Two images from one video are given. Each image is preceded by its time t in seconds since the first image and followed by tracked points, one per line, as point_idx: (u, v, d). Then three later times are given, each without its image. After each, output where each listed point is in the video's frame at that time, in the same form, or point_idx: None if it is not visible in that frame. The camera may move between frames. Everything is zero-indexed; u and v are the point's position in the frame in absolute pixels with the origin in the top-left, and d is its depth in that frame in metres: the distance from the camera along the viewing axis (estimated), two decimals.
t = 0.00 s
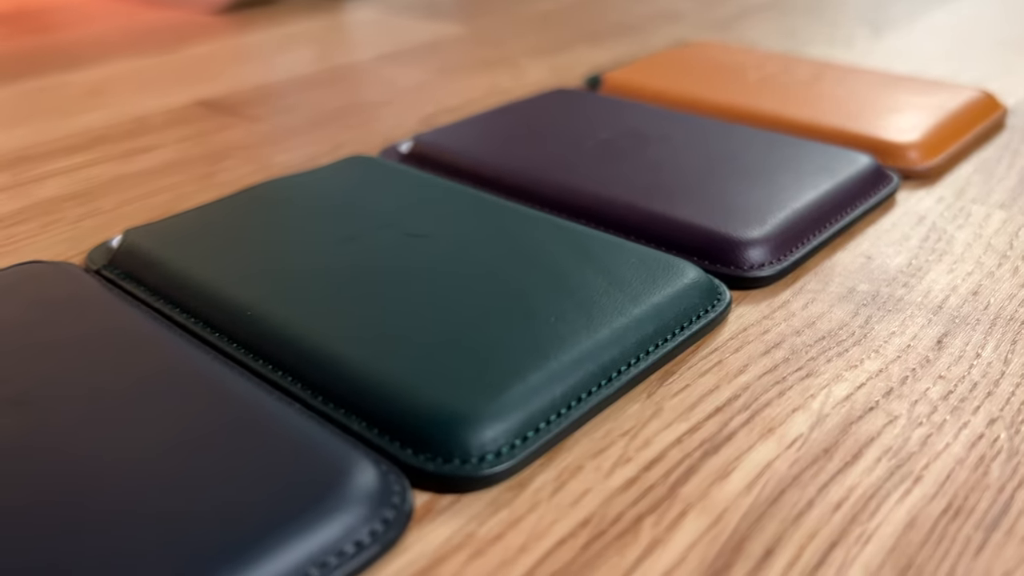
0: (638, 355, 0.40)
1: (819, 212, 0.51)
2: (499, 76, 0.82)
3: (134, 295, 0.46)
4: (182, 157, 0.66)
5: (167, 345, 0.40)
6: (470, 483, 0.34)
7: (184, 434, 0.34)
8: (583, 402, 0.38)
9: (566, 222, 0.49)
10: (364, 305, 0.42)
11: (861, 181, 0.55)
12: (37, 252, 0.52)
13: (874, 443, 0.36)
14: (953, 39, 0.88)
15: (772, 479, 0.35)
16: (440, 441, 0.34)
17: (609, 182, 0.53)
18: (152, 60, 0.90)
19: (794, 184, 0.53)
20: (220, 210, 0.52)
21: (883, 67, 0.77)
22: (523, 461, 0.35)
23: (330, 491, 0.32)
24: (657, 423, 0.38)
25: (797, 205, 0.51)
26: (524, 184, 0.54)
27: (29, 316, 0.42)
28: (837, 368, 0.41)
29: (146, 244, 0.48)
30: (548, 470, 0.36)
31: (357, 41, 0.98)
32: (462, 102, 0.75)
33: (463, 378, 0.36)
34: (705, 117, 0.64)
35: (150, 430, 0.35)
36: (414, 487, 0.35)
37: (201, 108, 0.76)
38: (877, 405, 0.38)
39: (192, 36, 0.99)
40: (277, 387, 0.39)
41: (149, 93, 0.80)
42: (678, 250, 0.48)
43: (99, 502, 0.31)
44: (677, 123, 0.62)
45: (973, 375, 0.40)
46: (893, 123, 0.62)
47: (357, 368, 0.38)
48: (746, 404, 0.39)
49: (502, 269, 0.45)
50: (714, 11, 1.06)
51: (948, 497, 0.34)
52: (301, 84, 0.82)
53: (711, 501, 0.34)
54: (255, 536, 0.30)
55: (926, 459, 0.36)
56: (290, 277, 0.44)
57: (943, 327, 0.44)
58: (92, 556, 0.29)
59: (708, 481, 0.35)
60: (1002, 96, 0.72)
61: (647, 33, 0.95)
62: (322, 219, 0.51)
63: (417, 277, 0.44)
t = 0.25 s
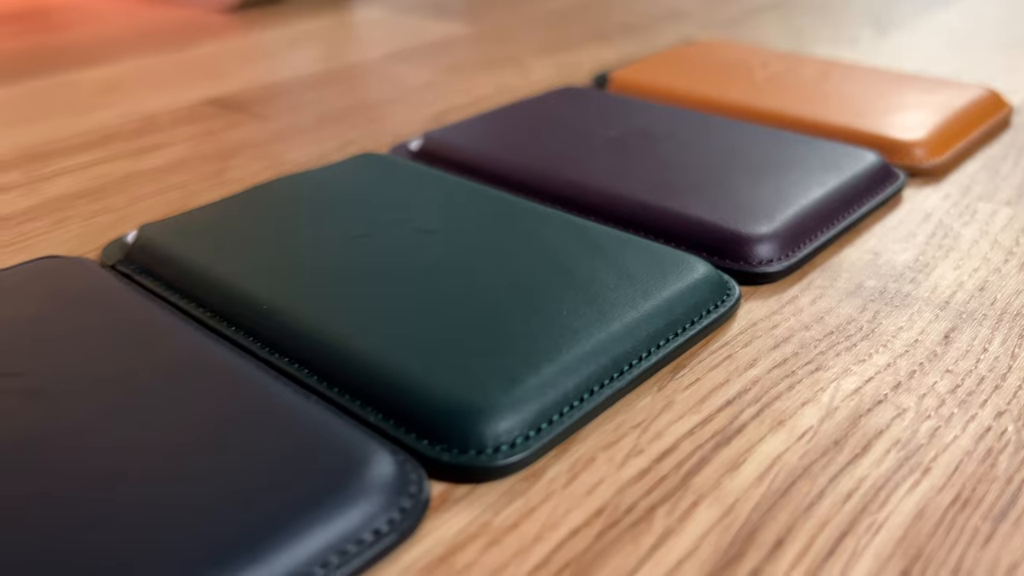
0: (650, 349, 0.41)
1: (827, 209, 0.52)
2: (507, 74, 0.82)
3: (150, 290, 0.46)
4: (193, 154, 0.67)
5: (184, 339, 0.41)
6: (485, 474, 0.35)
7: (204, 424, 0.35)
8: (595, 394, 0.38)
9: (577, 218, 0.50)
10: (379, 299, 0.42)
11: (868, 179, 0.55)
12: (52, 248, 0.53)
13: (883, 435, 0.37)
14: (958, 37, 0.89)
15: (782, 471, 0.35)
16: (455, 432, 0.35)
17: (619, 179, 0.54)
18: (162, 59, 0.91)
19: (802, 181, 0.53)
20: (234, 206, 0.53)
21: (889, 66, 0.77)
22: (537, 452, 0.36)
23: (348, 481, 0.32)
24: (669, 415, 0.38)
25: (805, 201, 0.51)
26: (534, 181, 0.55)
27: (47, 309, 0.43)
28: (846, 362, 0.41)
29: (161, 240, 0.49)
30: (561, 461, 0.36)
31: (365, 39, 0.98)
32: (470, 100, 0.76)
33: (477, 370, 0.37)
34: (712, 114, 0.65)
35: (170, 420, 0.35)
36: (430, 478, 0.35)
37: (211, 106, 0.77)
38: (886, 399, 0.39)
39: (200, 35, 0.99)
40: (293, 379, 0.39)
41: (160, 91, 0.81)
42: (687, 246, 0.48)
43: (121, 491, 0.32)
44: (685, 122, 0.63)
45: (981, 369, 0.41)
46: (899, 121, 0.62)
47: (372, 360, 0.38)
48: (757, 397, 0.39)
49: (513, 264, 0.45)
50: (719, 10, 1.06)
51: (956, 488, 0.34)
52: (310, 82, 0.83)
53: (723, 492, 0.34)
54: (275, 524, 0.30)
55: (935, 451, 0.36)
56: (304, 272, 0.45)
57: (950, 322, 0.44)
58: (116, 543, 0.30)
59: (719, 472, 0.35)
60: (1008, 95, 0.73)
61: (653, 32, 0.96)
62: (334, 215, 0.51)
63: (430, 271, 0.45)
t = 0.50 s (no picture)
0: (662, 342, 0.41)
1: (834, 206, 0.52)
2: (514, 73, 0.83)
3: (165, 284, 0.47)
4: (204, 151, 0.67)
5: (200, 331, 0.41)
6: (500, 464, 0.35)
7: (222, 415, 0.35)
8: (608, 387, 0.39)
9: (587, 214, 0.50)
10: (392, 293, 0.43)
11: (875, 176, 0.56)
12: (67, 243, 0.53)
13: (892, 427, 0.37)
14: (964, 37, 0.89)
15: (793, 462, 0.36)
16: (471, 423, 0.35)
17: (628, 176, 0.54)
18: (170, 57, 0.91)
19: (810, 178, 0.54)
20: (246, 202, 0.53)
21: (894, 65, 0.78)
22: (551, 443, 0.36)
23: (366, 469, 0.33)
24: (681, 407, 0.39)
25: (813, 198, 0.52)
26: (544, 178, 0.55)
27: (65, 302, 0.43)
28: (855, 356, 0.42)
29: (176, 234, 0.49)
30: (575, 452, 0.37)
31: (371, 38, 0.99)
32: (478, 98, 0.76)
33: (492, 362, 0.37)
34: (719, 112, 0.65)
35: (189, 411, 0.36)
36: (446, 468, 0.36)
37: (221, 103, 0.77)
38: (895, 392, 0.39)
39: (208, 34, 1.00)
40: (309, 371, 0.40)
41: (169, 89, 0.81)
42: (697, 241, 0.49)
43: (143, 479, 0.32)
44: (693, 119, 0.63)
45: (988, 363, 0.41)
46: (905, 119, 0.63)
47: (388, 352, 0.39)
48: (767, 390, 0.40)
49: (526, 259, 0.46)
50: (725, 9, 1.07)
51: (965, 480, 0.35)
52: (319, 80, 0.83)
53: (735, 482, 0.35)
54: (296, 511, 0.31)
55: (944, 443, 0.37)
56: (318, 266, 0.45)
57: (958, 317, 0.45)
58: (139, 529, 0.30)
59: (731, 464, 0.36)
60: (1013, 94, 0.73)
61: (659, 32, 0.96)
62: (347, 211, 0.52)
63: (443, 266, 0.45)
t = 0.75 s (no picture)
0: (673, 336, 0.42)
1: (843, 202, 0.53)
2: (522, 72, 0.83)
3: (180, 278, 0.47)
4: (215, 148, 0.68)
5: (217, 325, 0.41)
6: (515, 455, 0.36)
7: (241, 406, 0.36)
8: (621, 379, 0.39)
9: (597, 210, 0.51)
10: (406, 286, 0.43)
11: (883, 173, 0.56)
12: (81, 239, 0.54)
13: (902, 419, 0.38)
14: (969, 37, 0.89)
15: (804, 453, 0.36)
16: (486, 414, 0.36)
17: (638, 172, 0.55)
18: (179, 56, 0.92)
19: (818, 175, 0.54)
20: (259, 198, 0.54)
21: (900, 64, 0.78)
22: (565, 435, 0.36)
23: (384, 458, 0.33)
24: (693, 400, 0.39)
25: (822, 195, 0.52)
26: (554, 174, 0.56)
27: (83, 297, 0.44)
28: (864, 350, 0.42)
29: (190, 230, 0.50)
30: (589, 443, 0.37)
31: (379, 38, 0.99)
32: (486, 97, 0.77)
33: (506, 354, 0.38)
34: (727, 110, 0.66)
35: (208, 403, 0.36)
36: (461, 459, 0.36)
37: (231, 102, 0.78)
38: (904, 384, 0.40)
39: (216, 34, 1.00)
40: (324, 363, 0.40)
41: (179, 87, 0.82)
42: (707, 237, 0.49)
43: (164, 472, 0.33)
44: (701, 117, 0.64)
45: (997, 357, 0.42)
46: (911, 117, 0.63)
47: (403, 345, 0.39)
48: (778, 383, 0.40)
49: (538, 253, 0.46)
50: (730, 9, 1.07)
51: (975, 470, 0.35)
52: (328, 79, 0.84)
53: (747, 473, 0.35)
54: (315, 501, 0.31)
55: (953, 435, 0.37)
56: (332, 260, 0.46)
57: (966, 312, 0.45)
58: (161, 517, 0.31)
59: (744, 455, 0.36)
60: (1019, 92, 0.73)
61: (665, 31, 0.97)
62: (359, 207, 0.52)
63: (456, 260, 0.46)
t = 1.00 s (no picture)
0: (685, 330, 0.42)
1: (851, 199, 0.53)
2: (530, 70, 0.84)
3: (196, 273, 0.48)
4: (227, 145, 0.68)
5: (234, 318, 0.42)
6: (531, 446, 0.36)
7: (260, 398, 0.36)
8: (634, 372, 0.39)
9: (608, 206, 0.51)
10: (421, 280, 0.44)
11: (890, 170, 0.57)
12: (97, 234, 0.55)
13: (912, 412, 0.38)
14: (975, 35, 0.90)
15: (816, 445, 0.36)
16: (502, 405, 0.36)
17: (648, 169, 0.55)
18: (189, 55, 0.92)
19: (826, 172, 0.55)
20: (273, 194, 0.54)
21: (907, 62, 0.78)
22: (580, 426, 0.37)
23: (403, 448, 0.34)
24: (705, 393, 0.40)
25: (830, 191, 0.53)
26: (565, 171, 0.56)
27: (102, 290, 0.44)
28: (874, 344, 0.43)
29: (205, 225, 0.50)
30: (603, 435, 0.38)
31: (386, 36, 1.00)
32: (495, 95, 0.77)
33: (521, 347, 0.38)
34: (736, 108, 0.66)
35: (227, 394, 0.37)
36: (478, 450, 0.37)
37: (241, 99, 0.78)
38: (914, 378, 0.40)
39: (224, 32, 1.01)
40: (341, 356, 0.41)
41: (190, 85, 0.83)
42: (717, 233, 0.49)
43: (186, 458, 0.33)
44: (709, 115, 0.64)
45: (1005, 351, 0.42)
46: (919, 115, 0.64)
47: (419, 338, 0.39)
48: (789, 376, 0.41)
49: (550, 248, 0.46)
50: (736, 8, 1.08)
51: (985, 462, 0.36)
52: (337, 77, 0.84)
53: (760, 464, 0.35)
54: (336, 488, 0.32)
55: (963, 427, 0.37)
56: (347, 255, 0.46)
57: (974, 307, 0.45)
58: (185, 504, 0.31)
59: (756, 446, 0.36)
60: None
61: (671, 30, 0.97)
62: (372, 203, 0.53)
63: (469, 255, 0.46)
